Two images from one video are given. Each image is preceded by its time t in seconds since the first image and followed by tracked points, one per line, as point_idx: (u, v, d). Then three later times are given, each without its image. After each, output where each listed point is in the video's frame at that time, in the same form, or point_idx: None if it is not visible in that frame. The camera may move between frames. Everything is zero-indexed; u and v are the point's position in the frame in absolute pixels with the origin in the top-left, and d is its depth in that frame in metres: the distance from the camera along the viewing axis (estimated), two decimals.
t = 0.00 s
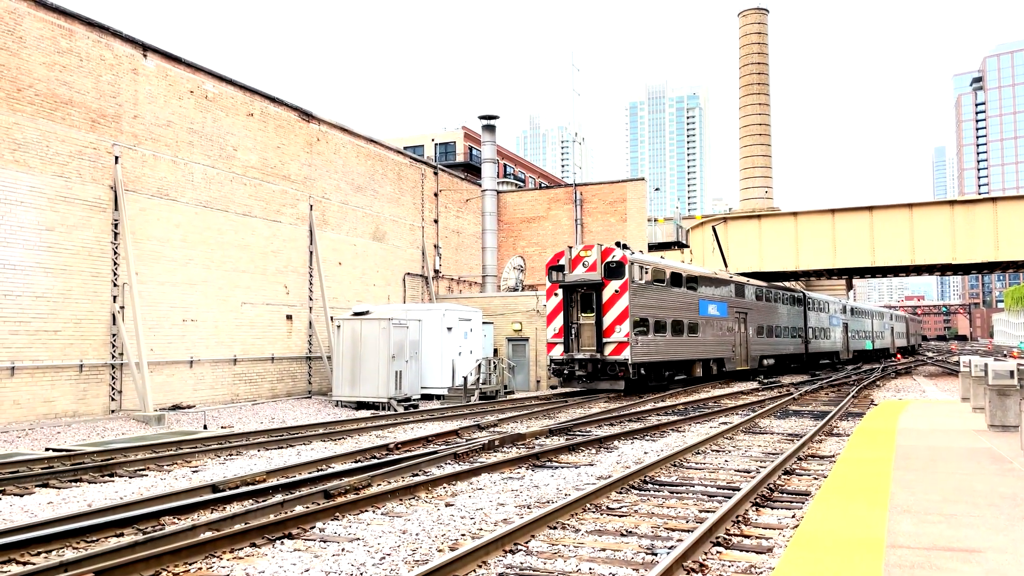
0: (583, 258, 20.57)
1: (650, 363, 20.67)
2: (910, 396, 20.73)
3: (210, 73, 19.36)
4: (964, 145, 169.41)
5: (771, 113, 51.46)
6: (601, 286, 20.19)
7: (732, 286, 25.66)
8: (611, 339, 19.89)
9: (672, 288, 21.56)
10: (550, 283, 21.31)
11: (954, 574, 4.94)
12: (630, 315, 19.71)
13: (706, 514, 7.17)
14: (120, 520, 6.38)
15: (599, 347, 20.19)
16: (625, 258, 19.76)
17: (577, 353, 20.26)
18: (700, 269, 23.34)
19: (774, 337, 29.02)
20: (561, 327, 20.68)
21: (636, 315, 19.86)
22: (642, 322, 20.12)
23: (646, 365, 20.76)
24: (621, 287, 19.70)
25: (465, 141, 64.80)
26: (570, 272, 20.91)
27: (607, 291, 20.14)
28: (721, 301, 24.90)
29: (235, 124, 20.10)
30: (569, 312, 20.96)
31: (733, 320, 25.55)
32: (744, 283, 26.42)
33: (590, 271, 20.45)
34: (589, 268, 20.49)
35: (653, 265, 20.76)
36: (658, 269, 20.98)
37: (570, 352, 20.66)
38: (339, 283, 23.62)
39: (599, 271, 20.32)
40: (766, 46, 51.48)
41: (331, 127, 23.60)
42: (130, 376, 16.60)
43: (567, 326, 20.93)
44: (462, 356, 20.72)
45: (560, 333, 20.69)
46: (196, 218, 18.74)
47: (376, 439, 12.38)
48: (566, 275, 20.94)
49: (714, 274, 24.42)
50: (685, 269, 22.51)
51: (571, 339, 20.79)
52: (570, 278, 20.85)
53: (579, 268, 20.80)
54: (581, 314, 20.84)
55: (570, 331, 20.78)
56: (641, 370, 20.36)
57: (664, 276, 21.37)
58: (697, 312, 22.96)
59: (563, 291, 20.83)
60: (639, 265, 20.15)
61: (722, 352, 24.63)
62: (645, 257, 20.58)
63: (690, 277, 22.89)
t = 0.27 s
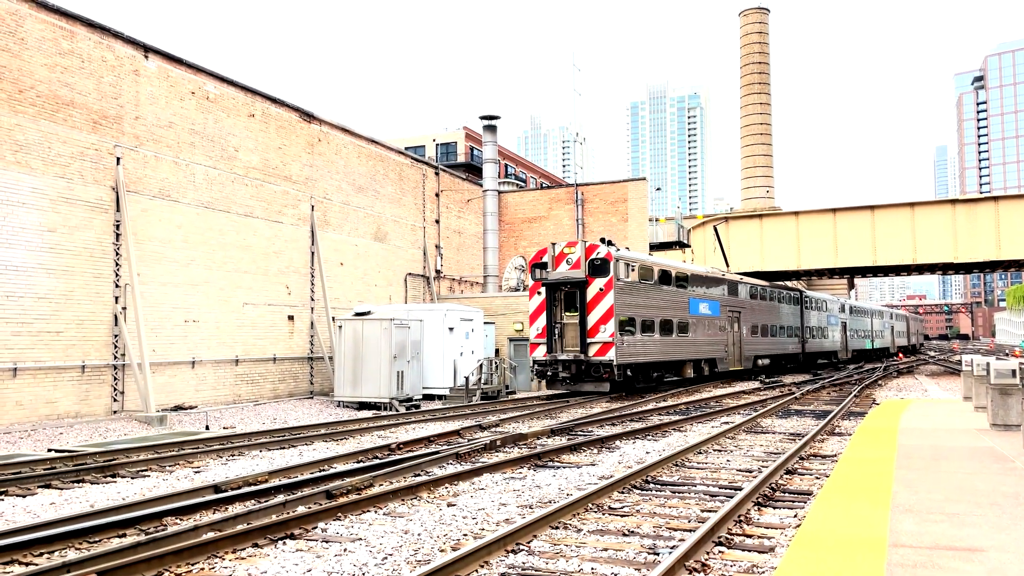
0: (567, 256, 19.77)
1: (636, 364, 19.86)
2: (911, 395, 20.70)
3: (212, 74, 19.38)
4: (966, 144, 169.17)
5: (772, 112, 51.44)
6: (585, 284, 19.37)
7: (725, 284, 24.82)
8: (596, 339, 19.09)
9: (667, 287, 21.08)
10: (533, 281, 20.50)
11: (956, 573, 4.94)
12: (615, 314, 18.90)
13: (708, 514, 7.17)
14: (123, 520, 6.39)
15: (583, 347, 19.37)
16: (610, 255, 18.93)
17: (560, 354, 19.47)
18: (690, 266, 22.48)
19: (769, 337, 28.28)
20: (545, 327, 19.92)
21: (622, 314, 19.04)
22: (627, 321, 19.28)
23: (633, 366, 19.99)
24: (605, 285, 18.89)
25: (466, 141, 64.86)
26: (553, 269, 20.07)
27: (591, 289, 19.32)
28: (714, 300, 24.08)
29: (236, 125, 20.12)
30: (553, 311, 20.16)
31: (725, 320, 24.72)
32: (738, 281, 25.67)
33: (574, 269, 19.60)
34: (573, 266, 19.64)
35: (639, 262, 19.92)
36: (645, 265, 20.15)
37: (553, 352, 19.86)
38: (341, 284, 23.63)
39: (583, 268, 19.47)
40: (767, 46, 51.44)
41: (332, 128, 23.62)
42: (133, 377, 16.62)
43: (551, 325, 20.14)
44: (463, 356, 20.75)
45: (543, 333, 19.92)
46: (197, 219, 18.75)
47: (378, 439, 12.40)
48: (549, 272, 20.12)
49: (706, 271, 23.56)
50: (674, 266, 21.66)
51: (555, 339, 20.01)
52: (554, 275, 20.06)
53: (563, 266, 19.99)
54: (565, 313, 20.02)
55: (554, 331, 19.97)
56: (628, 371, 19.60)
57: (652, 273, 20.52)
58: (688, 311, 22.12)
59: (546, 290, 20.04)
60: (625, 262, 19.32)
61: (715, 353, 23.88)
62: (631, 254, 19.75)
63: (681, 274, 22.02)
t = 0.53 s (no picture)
0: (548, 253, 19.06)
1: (621, 365, 19.24)
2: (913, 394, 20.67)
3: (212, 75, 19.38)
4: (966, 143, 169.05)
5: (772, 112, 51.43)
6: (567, 282, 18.74)
7: (716, 283, 24.15)
8: (579, 339, 18.49)
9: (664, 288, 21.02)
10: (513, 280, 19.81)
11: (958, 572, 4.94)
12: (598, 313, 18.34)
13: (709, 513, 7.17)
14: (125, 522, 6.39)
15: (564, 348, 18.69)
16: (593, 252, 18.34)
17: (542, 355, 18.78)
18: (676, 263, 21.91)
19: (763, 336, 27.56)
20: (525, 327, 19.21)
21: (605, 314, 18.47)
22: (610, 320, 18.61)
23: (618, 367, 19.41)
24: (588, 283, 18.32)
25: (466, 141, 64.89)
26: (533, 267, 19.34)
27: (573, 288, 18.70)
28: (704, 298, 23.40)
29: (236, 126, 20.12)
30: (533, 310, 19.47)
31: (716, 318, 24.05)
32: (730, 279, 25.06)
33: (555, 266, 18.93)
34: (553, 263, 18.97)
35: (624, 259, 19.31)
36: (630, 263, 19.54)
37: (535, 354, 19.20)
38: (342, 285, 23.63)
39: (565, 266, 18.82)
40: (767, 45, 51.41)
41: (333, 129, 23.61)
42: (133, 378, 16.62)
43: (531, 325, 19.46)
44: (464, 356, 20.75)
45: (524, 334, 19.24)
46: (198, 220, 18.76)
47: (379, 440, 12.39)
48: (529, 270, 19.40)
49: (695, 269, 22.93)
50: (661, 264, 21.09)
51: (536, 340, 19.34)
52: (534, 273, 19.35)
53: (543, 263, 19.28)
54: (546, 312, 19.35)
55: (534, 331, 19.26)
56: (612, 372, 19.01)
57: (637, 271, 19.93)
58: (676, 309, 21.50)
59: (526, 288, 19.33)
60: (608, 259, 18.70)
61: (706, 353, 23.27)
62: (616, 251, 19.16)
63: (669, 272, 21.43)
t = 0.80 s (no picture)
0: (526, 250, 18.02)
1: (603, 367, 18.51)
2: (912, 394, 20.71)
3: (210, 77, 19.37)
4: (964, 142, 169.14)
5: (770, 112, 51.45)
6: (546, 281, 17.69)
7: (705, 282, 23.38)
8: (558, 341, 17.48)
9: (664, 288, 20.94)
10: (489, 278, 18.71)
11: (959, 571, 4.94)
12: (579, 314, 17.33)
13: (709, 514, 7.17)
14: (124, 524, 6.38)
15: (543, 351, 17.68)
16: (572, 249, 17.29)
17: (520, 357, 17.77)
18: (663, 261, 21.06)
19: (757, 336, 27.11)
20: (503, 329, 18.17)
21: (586, 314, 17.50)
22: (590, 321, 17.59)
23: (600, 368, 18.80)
24: (568, 282, 17.30)
25: (465, 142, 64.94)
26: (511, 265, 18.28)
27: (552, 287, 17.66)
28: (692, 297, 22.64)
29: (235, 128, 20.11)
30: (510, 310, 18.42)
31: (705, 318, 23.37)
32: (720, 278, 24.36)
33: (533, 264, 17.89)
34: (532, 261, 17.94)
35: (607, 257, 18.31)
36: (613, 261, 18.64)
37: (512, 356, 18.18)
38: (341, 286, 23.63)
39: (543, 263, 17.77)
40: (765, 45, 51.43)
41: (331, 130, 23.61)
42: (133, 381, 16.61)
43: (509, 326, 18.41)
44: (463, 357, 20.74)
45: (501, 336, 18.21)
46: (196, 222, 18.74)
47: (378, 442, 12.37)
48: (506, 268, 18.32)
49: (682, 267, 22.08)
50: (646, 261, 20.22)
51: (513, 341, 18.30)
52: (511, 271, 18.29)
53: (521, 261, 18.23)
54: (524, 313, 18.30)
55: (512, 332, 18.24)
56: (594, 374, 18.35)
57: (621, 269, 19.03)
58: (663, 309, 20.72)
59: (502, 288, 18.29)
60: (590, 257, 17.72)
61: (697, 354, 22.67)
62: (599, 249, 18.26)
63: (655, 270, 20.58)
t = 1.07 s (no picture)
0: (501, 248, 17.48)
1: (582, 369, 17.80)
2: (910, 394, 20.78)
3: (207, 80, 19.37)
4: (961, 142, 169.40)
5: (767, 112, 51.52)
6: (521, 281, 17.12)
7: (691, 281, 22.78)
8: (533, 343, 16.86)
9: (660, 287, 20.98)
10: (465, 278, 18.19)
11: (958, 571, 4.95)
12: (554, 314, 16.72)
13: (708, 514, 7.18)
14: (123, 527, 6.38)
15: (519, 353, 17.07)
16: (548, 247, 16.72)
17: (495, 360, 17.18)
18: (645, 260, 20.48)
19: (745, 336, 26.40)
20: (477, 330, 17.61)
21: (563, 314, 16.90)
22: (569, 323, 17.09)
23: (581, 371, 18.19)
24: (544, 282, 16.73)
25: (462, 144, 64.99)
26: (486, 264, 17.76)
27: (528, 287, 17.07)
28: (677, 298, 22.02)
29: (232, 130, 20.11)
30: (485, 310, 17.86)
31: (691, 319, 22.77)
32: (707, 278, 23.72)
33: (508, 263, 17.33)
34: (507, 260, 17.38)
35: (586, 254, 17.66)
36: (592, 259, 18.06)
37: (488, 359, 17.61)
38: (339, 288, 23.63)
39: (518, 262, 17.20)
40: (761, 46, 51.49)
41: (329, 133, 23.61)
42: (131, 384, 16.59)
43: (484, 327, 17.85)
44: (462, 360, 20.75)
45: (475, 337, 17.63)
46: (193, 225, 18.73)
47: (377, 444, 12.37)
48: (481, 268, 17.79)
49: (665, 266, 21.49)
50: (628, 259, 19.63)
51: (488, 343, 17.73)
52: (486, 271, 17.75)
53: (496, 260, 17.69)
54: (500, 313, 17.74)
55: (487, 334, 17.69)
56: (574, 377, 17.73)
57: (602, 267, 18.43)
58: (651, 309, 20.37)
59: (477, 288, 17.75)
60: (567, 255, 17.15)
61: (684, 356, 22.13)
62: (577, 246, 17.67)
63: (637, 269, 19.99)
